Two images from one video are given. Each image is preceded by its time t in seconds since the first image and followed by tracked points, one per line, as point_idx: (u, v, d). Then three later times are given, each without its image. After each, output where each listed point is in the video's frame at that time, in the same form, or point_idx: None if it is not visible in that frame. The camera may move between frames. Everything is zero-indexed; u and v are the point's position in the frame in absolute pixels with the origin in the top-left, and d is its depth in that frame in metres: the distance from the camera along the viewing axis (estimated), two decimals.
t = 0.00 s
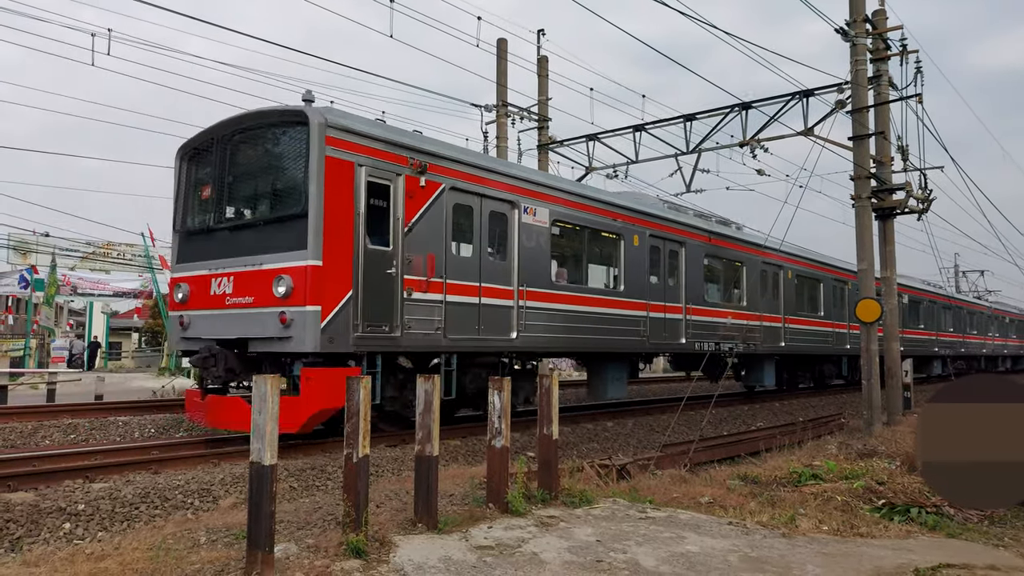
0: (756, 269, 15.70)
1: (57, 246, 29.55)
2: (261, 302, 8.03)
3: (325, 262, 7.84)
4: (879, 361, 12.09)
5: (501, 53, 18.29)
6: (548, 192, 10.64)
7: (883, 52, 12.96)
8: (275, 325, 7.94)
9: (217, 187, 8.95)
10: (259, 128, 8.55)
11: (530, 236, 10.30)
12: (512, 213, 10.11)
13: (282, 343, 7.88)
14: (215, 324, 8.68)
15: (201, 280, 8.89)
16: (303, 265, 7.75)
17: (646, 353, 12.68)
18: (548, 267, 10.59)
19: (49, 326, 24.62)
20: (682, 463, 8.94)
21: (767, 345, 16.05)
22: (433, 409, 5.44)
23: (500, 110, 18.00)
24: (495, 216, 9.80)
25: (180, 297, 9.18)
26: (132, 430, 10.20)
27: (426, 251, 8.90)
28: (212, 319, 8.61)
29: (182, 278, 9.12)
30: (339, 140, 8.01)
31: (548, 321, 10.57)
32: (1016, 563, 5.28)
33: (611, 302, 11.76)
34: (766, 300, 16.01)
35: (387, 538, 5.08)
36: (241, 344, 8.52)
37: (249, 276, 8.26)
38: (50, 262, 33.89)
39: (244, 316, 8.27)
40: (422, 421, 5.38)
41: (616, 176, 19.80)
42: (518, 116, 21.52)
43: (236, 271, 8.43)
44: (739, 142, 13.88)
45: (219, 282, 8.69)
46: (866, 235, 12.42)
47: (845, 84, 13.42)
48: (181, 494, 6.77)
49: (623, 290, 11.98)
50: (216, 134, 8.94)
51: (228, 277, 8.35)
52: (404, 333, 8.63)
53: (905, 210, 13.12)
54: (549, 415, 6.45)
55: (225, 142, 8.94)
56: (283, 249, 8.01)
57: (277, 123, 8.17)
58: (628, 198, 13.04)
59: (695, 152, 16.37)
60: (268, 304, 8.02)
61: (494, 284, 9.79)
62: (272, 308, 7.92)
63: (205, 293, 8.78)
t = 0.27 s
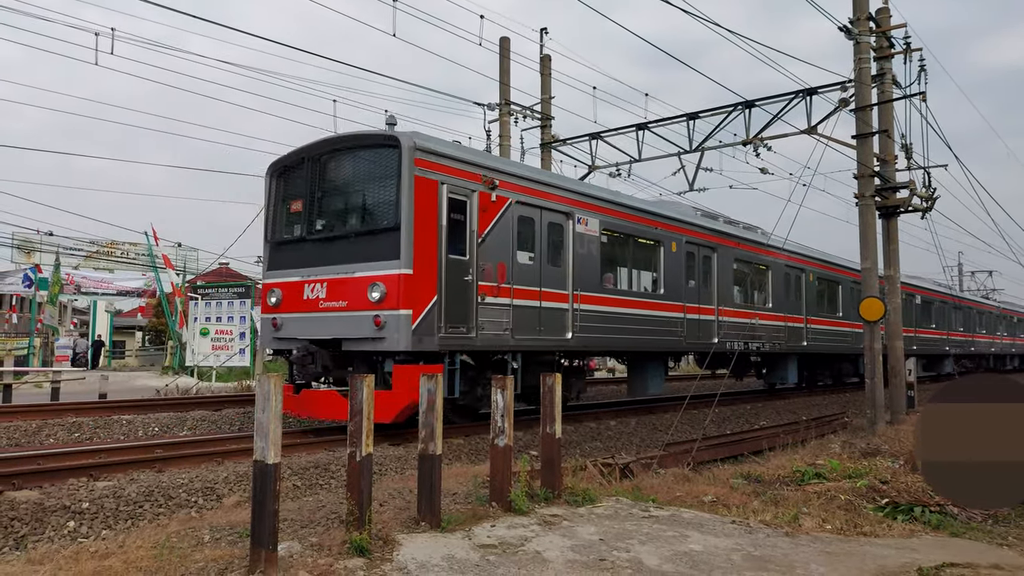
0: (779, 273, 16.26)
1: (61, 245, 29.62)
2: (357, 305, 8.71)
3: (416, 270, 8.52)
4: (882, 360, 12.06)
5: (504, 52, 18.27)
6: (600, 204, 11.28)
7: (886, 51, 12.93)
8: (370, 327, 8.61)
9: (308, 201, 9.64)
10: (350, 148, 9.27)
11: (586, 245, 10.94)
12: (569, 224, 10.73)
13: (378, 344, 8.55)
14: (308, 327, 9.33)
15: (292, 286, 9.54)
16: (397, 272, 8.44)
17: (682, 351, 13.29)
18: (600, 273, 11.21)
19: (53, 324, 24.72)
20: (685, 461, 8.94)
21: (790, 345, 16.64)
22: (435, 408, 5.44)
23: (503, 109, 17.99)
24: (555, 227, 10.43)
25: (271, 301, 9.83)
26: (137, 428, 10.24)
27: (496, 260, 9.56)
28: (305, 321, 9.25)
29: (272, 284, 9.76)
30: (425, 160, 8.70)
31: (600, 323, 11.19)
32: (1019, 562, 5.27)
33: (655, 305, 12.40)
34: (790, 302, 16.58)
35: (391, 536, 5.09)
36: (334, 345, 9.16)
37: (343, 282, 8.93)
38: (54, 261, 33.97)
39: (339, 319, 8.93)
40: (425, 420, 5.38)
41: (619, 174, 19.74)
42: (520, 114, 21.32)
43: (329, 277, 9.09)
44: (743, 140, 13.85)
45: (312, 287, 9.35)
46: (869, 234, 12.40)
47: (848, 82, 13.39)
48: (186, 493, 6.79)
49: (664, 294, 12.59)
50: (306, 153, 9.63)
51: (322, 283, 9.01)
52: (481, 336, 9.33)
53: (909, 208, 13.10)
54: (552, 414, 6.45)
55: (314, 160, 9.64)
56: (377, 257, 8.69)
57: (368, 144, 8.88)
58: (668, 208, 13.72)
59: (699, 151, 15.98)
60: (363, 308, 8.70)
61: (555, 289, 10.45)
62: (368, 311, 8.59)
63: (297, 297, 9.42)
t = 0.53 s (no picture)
0: (800, 276, 16.84)
1: (63, 244, 29.68)
2: (432, 309, 9.39)
3: (488, 277, 9.23)
4: (885, 360, 12.03)
5: (506, 51, 18.24)
6: (642, 214, 11.96)
7: (889, 50, 12.91)
8: (445, 329, 9.30)
9: (381, 213, 10.31)
10: (423, 165, 9.99)
11: (631, 251, 11.61)
12: (615, 233, 11.39)
13: (455, 344, 9.23)
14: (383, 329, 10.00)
15: (366, 291, 10.19)
16: (472, 279, 9.15)
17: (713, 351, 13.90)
18: (643, 278, 11.87)
19: (55, 324, 24.77)
20: (687, 461, 8.95)
21: (810, 344, 17.22)
22: (438, 407, 5.45)
23: (505, 108, 17.98)
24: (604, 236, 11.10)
25: (345, 305, 10.48)
26: (140, 427, 10.27)
27: (553, 267, 10.26)
28: (381, 323, 9.91)
29: (346, 289, 10.41)
30: (495, 177, 9.43)
31: (643, 325, 11.87)
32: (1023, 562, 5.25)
33: (691, 308, 13.05)
34: (810, 304, 17.16)
35: (393, 535, 5.09)
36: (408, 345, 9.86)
37: (418, 288, 9.61)
38: (56, 260, 34.04)
39: (414, 322, 9.61)
40: (427, 419, 5.39)
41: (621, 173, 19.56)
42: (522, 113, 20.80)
43: (404, 283, 9.77)
44: (745, 139, 13.82)
45: (387, 292, 10.01)
46: (872, 234, 12.37)
47: (851, 82, 13.36)
48: (189, 491, 6.80)
49: (698, 296, 13.24)
50: (379, 169, 10.32)
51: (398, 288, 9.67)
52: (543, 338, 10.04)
53: (912, 207, 13.07)
54: (554, 413, 6.46)
55: (387, 176, 10.33)
56: (452, 266, 9.38)
57: (442, 162, 9.59)
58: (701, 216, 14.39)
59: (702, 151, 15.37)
60: (438, 311, 9.39)
61: (604, 293, 11.12)
62: (443, 314, 9.28)
63: (372, 301, 10.07)
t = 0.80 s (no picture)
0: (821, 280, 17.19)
1: (66, 242, 29.73)
2: (495, 311, 10.04)
3: (548, 282, 9.86)
4: (887, 359, 12.02)
5: (508, 50, 18.25)
6: (681, 222, 12.47)
7: (892, 49, 12.89)
8: (508, 330, 9.94)
9: (443, 222, 11.02)
10: (484, 180, 10.71)
11: (672, 257, 12.13)
12: (657, 240, 11.89)
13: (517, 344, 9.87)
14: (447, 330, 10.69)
15: (430, 295, 10.88)
16: (533, 284, 9.77)
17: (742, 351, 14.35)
18: (681, 282, 12.37)
19: (57, 323, 24.80)
20: (689, 461, 8.95)
21: (828, 345, 17.59)
22: (440, 406, 5.44)
23: (507, 107, 17.98)
24: (647, 244, 11.62)
25: (410, 308, 11.19)
26: (143, 426, 10.29)
27: (602, 273, 10.82)
28: (445, 325, 10.59)
29: (411, 293, 11.11)
30: (553, 190, 10.04)
31: (681, 327, 12.40)
32: None
33: (723, 311, 13.53)
34: (830, 306, 17.54)
35: (395, 534, 5.10)
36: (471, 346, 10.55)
37: (481, 292, 10.27)
38: (58, 258, 34.10)
39: (477, 324, 10.27)
40: (429, 418, 5.39)
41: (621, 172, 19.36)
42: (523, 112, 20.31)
43: (468, 288, 10.44)
44: (748, 139, 13.82)
45: (450, 296, 10.70)
46: (874, 233, 12.36)
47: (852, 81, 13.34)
48: (190, 490, 6.81)
49: (730, 299, 13.69)
50: (441, 182, 11.05)
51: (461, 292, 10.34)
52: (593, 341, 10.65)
53: (914, 206, 13.06)
54: (556, 412, 6.46)
55: (449, 189, 11.07)
56: (514, 272, 10.03)
57: (503, 176, 10.27)
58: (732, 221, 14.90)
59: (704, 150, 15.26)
60: (501, 314, 10.03)
61: (646, 297, 11.64)
62: (505, 317, 9.92)
63: (436, 304, 10.76)
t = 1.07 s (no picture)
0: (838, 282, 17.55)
1: (67, 242, 29.75)
2: (546, 314, 10.73)
3: (597, 287, 10.53)
4: (888, 359, 12.02)
5: (509, 49, 18.24)
6: (714, 229, 13.07)
7: (893, 47, 12.87)
8: (559, 331, 10.64)
9: (494, 231, 11.74)
10: (534, 192, 11.42)
11: (706, 262, 12.74)
12: (692, 246, 12.51)
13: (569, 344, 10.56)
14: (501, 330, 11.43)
15: (484, 298, 11.62)
16: (584, 289, 10.45)
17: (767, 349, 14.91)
18: (713, 285, 12.99)
19: (59, 322, 24.82)
20: (690, 460, 8.94)
21: (845, 344, 18.01)
22: (441, 405, 5.44)
23: (507, 106, 17.97)
24: (683, 250, 12.24)
25: (464, 311, 11.96)
26: (144, 425, 10.30)
27: (644, 278, 11.47)
28: (498, 326, 11.31)
29: (466, 297, 11.85)
30: (600, 202, 10.71)
31: (714, 329, 13.01)
32: None
33: (752, 312, 14.05)
34: (846, 306, 17.94)
35: (396, 533, 5.10)
36: (524, 346, 11.31)
37: (534, 296, 10.98)
38: (59, 258, 34.11)
39: (530, 325, 10.99)
40: (430, 417, 5.38)
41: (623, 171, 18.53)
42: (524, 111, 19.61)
43: (520, 291, 11.15)
44: (749, 138, 13.78)
45: (503, 299, 11.41)
46: (875, 232, 12.35)
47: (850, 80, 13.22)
48: (192, 489, 6.82)
49: (757, 301, 14.20)
50: (493, 195, 11.79)
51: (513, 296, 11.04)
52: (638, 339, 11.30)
53: (915, 205, 13.05)
54: (557, 411, 6.46)
55: (500, 201, 11.82)
56: (565, 278, 10.73)
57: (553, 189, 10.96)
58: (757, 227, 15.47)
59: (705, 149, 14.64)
60: (552, 316, 10.74)
61: (682, 300, 12.22)
62: (557, 319, 10.61)
63: (490, 306, 11.51)
